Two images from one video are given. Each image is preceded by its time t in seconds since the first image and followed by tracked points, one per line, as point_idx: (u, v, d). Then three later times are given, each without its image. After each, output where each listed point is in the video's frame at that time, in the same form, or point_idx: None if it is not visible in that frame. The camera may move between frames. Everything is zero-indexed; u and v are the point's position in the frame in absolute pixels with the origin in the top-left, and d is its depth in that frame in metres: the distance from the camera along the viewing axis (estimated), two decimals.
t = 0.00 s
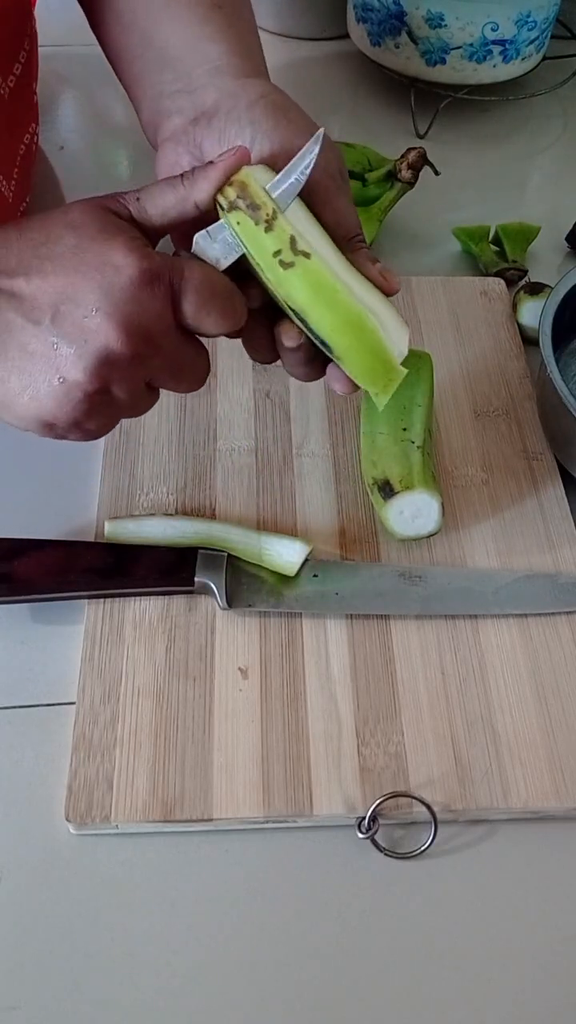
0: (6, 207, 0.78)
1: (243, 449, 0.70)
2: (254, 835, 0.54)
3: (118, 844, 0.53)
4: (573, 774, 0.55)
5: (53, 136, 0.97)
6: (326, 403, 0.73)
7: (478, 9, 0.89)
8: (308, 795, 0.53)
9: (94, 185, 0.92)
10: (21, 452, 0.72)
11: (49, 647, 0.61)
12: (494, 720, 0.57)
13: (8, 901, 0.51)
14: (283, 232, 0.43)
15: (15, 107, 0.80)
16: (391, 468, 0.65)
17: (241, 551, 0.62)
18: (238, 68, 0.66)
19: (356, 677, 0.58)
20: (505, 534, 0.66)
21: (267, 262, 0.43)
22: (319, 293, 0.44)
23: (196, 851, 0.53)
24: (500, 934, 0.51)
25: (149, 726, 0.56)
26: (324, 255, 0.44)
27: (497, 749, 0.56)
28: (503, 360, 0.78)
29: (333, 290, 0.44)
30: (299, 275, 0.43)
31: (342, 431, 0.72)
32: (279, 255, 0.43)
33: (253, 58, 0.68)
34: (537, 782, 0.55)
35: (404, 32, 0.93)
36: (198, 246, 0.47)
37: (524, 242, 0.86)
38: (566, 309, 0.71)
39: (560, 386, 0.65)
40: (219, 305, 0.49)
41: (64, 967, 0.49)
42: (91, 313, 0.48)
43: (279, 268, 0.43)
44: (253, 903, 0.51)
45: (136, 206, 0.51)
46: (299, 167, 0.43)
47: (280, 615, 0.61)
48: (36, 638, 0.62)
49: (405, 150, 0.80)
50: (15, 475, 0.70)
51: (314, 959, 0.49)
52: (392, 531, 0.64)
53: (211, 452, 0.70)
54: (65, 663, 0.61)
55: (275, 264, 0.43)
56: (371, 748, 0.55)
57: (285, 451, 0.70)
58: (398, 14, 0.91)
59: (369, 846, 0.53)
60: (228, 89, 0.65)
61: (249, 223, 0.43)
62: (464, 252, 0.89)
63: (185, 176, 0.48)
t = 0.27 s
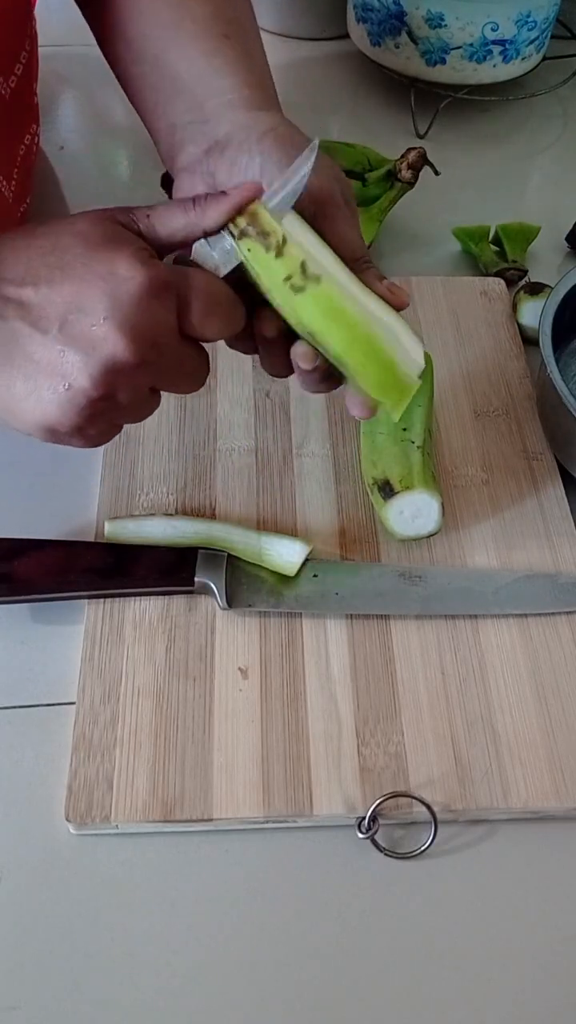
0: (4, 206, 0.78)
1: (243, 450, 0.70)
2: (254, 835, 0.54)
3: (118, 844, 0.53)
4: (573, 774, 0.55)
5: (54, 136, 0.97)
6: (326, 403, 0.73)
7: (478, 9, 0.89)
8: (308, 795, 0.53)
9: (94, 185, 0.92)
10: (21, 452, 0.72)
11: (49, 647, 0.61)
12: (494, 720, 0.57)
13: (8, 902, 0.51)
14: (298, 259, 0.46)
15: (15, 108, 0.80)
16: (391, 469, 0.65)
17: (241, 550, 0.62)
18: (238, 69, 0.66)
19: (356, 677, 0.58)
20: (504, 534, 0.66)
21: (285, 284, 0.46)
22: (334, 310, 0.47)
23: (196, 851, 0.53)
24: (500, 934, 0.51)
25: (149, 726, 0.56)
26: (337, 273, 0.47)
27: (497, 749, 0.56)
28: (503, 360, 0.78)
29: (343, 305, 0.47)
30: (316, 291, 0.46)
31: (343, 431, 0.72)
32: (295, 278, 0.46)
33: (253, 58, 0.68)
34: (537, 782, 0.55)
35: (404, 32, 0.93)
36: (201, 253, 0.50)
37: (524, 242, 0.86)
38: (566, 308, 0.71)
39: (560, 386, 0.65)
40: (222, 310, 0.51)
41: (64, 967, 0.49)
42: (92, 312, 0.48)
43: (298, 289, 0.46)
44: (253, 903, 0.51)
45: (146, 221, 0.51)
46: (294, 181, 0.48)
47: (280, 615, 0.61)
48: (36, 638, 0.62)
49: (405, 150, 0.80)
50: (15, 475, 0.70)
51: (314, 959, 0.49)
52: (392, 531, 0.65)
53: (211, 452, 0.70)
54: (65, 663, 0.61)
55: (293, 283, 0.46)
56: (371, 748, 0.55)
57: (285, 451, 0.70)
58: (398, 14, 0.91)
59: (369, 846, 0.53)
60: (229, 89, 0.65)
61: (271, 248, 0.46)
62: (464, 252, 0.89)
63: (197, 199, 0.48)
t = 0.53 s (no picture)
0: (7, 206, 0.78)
1: (243, 449, 0.70)
2: (254, 835, 0.54)
3: (118, 844, 0.53)
4: (573, 774, 0.55)
5: (53, 136, 0.97)
6: (326, 403, 0.73)
7: (478, 9, 0.89)
8: (308, 795, 0.53)
9: (94, 185, 0.92)
10: (22, 452, 0.72)
11: (49, 647, 0.61)
12: (494, 720, 0.57)
13: (9, 902, 0.51)
14: (299, 292, 0.52)
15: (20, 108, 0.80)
16: (391, 468, 0.65)
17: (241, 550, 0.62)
18: (238, 69, 0.66)
19: (356, 677, 0.58)
20: (504, 534, 0.66)
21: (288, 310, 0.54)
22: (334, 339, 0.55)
23: (196, 851, 0.53)
24: (501, 934, 0.51)
25: (149, 726, 0.56)
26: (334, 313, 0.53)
27: (497, 749, 0.56)
28: (503, 360, 0.78)
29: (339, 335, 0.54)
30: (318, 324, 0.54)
31: (343, 431, 0.72)
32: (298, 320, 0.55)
33: (253, 58, 0.68)
34: (537, 782, 0.55)
35: (404, 32, 0.93)
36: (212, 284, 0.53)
37: (524, 242, 0.86)
38: (565, 309, 0.71)
39: (560, 386, 0.65)
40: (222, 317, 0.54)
41: (64, 967, 0.49)
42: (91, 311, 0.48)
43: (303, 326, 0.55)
44: (253, 903, 0.51)
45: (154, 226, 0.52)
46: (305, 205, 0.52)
47: (280, 615, 0.61)
48: (36, 638, 0.62)
49: (405, 150, 0.80)
50: (16, 475, 0.70)
51: (314, 959, 0.49)
52: (392, 531, 0.65)
53: (211, 452, 0.70)
54: (65, 663, 0.61)
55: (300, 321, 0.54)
56: (371, 748, 0.55)
57: (285, 451, 0.70)
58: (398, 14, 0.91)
59: (369, 846, 0.53)
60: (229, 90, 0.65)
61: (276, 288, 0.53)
62: (464, 252, 0.89)
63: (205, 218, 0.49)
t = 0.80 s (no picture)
0: (12, 207, 0.78)
1: (243, 449, 0.70)
2: (254, 835, 0.54)
3: (118, 844, 0.53)
4: (573, 774, 0.55)
5: (53, 136, 0.96)
6: (326, 403, 0.73)
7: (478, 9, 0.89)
8: (308, 795, 0.53)
9: (94, 185, 0.92)
10: (22, 452, 0.72)
11: (49, 647, 0.61)
12: (494, 720, 0.57)
13: (9, 902, 0.51)
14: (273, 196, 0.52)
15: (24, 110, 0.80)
16: (391, 468, 0.65)
17: (241, 550, 0.62)
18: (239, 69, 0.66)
19: (356, 677, 0.58)
20: (504, 534, 0.66)
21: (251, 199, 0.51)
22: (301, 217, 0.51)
23: (196, 851, 0.53)
24: (500, 934, 0.51)
25: (149, 726, 0.56)
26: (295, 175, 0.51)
27: (497, 749, 0.56)
28: (503, 360, 0.78)
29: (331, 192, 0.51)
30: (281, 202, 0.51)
31: (343, 431, 0.72)
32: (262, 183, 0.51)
33: (255, 59, 0.68)
34: (537, 782, 0.55)
35: (404, 32, 0.92)
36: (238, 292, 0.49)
37: (524, 242, 0.86)
38: (566, 308, 0.71)
39: (560, 386, 0.65)
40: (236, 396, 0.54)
41: (64, 967, 0.49)
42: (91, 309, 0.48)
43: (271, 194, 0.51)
44: (253, 903, 0.51)
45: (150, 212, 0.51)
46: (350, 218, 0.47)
47: (280, 615, 0.61)
48: (36, 639, 0.62)
49: (405, 150, 0.80)
50: (16, 475, 0.70)
51: (314, 959, 0.49)
52: (392, 531, 0.64)
53: (211, 452, 0.70)
54: (65, 664, 0.60)
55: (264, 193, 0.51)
56: (371, 748, 0.55)
57: (285, 451, 0.70)
58: (398, 14, 0.91)
59: (369, 847, 0.53)
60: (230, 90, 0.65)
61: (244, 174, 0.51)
62: (464, 252, 0.89)
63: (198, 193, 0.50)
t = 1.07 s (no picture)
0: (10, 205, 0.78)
1: (243, 449, 0.70)
2: (254, 835, 0.54)
3: (118, 844, 0.53)
4: (573, 774, 0.55)
5: (53, 136, 0.97)
6: (326, 403, 0.73)
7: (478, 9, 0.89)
8: (308, 795, 0.53)
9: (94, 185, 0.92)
10: (21, 452, 0.72)
11: (49, 647, 0.61)
12: (494, 720, 0.57)
13: (8, 902, 0.51)
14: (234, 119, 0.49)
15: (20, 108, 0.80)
16: (391, 468, 0.65)
17: (241, 551, 0.62)
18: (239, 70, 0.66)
19: (356, 677, 0.58)
20: (504, 534, 0.66)
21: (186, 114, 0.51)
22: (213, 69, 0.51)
23: (196, 851, 0.53)
24: (500, 934, 0.51)
25: (149, 726, 0.56)
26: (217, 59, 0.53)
27: (498, 749, 0.56)
28: (503, 360, 0.78)
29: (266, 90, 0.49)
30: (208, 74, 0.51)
31: (343, 431, 0.72)
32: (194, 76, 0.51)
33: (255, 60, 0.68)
34: (538, 782, 0.55)
35: (404, 32, 0.92)
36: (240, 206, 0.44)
37: (524, 242, 0.86)
38: (566, 308, 0.71)
39: (560, 386, 0.65)
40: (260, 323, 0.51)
41: (63, 967, 0.49)
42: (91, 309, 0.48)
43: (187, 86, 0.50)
44: (253, 903, 0.51)
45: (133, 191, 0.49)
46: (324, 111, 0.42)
47: (279, 615, 0.61)
48: (36, 639, 0.62)
49: (405, 150, 0.79)
50: (16, 475, 0.70)
51: (314, 960, 0.49)
52: (392, 531, 0.64)
53: (211, 452, 0.70)
54: (65, 663, 0.60)
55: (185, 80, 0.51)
56: (371, 748, 0.55)
57: (285, 451, 0.70)
58: (398, 14, 0.91)
59: (369, 847, 0.53)
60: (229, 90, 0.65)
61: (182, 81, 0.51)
62: (464, 252, 0.89)
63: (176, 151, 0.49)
